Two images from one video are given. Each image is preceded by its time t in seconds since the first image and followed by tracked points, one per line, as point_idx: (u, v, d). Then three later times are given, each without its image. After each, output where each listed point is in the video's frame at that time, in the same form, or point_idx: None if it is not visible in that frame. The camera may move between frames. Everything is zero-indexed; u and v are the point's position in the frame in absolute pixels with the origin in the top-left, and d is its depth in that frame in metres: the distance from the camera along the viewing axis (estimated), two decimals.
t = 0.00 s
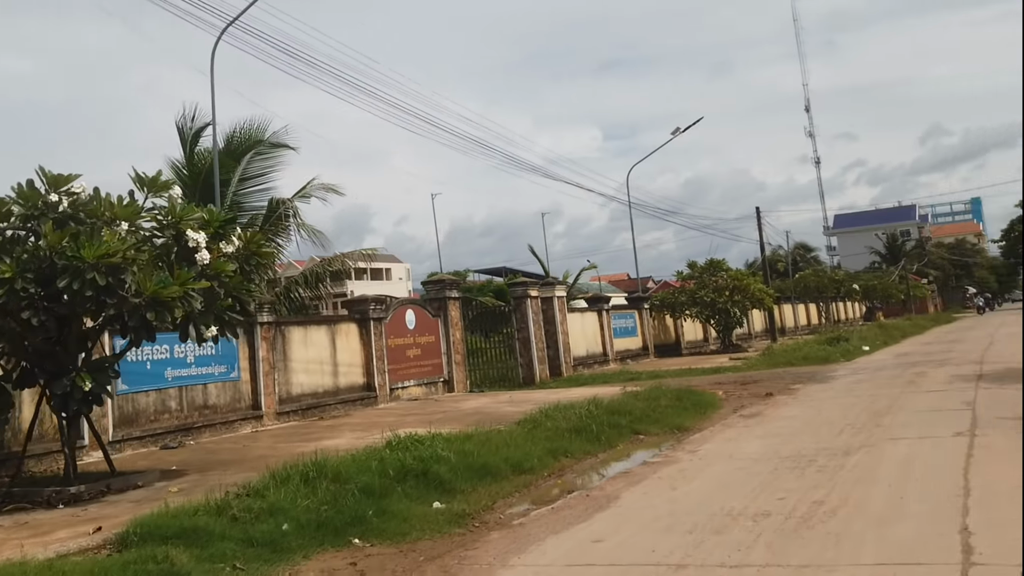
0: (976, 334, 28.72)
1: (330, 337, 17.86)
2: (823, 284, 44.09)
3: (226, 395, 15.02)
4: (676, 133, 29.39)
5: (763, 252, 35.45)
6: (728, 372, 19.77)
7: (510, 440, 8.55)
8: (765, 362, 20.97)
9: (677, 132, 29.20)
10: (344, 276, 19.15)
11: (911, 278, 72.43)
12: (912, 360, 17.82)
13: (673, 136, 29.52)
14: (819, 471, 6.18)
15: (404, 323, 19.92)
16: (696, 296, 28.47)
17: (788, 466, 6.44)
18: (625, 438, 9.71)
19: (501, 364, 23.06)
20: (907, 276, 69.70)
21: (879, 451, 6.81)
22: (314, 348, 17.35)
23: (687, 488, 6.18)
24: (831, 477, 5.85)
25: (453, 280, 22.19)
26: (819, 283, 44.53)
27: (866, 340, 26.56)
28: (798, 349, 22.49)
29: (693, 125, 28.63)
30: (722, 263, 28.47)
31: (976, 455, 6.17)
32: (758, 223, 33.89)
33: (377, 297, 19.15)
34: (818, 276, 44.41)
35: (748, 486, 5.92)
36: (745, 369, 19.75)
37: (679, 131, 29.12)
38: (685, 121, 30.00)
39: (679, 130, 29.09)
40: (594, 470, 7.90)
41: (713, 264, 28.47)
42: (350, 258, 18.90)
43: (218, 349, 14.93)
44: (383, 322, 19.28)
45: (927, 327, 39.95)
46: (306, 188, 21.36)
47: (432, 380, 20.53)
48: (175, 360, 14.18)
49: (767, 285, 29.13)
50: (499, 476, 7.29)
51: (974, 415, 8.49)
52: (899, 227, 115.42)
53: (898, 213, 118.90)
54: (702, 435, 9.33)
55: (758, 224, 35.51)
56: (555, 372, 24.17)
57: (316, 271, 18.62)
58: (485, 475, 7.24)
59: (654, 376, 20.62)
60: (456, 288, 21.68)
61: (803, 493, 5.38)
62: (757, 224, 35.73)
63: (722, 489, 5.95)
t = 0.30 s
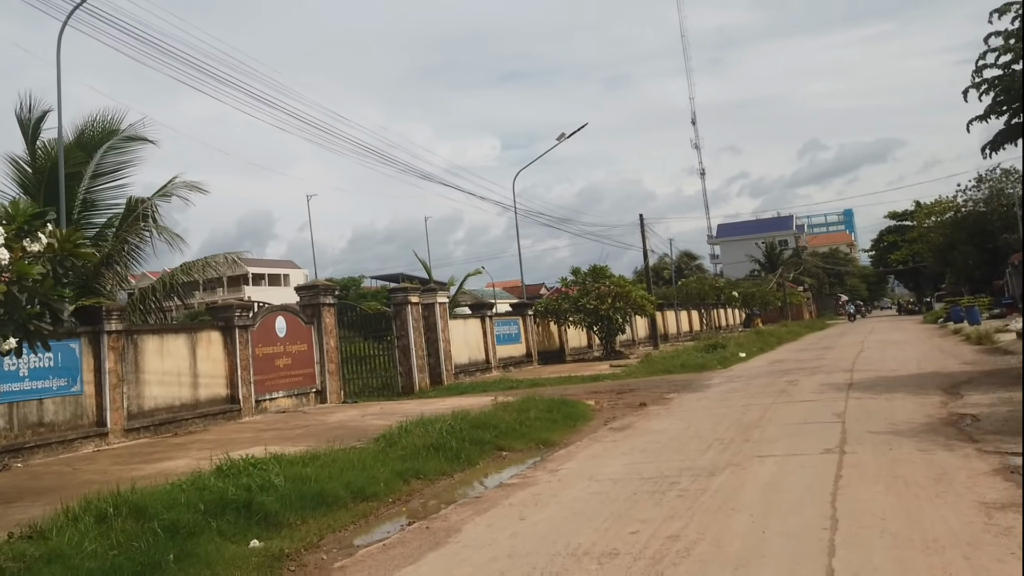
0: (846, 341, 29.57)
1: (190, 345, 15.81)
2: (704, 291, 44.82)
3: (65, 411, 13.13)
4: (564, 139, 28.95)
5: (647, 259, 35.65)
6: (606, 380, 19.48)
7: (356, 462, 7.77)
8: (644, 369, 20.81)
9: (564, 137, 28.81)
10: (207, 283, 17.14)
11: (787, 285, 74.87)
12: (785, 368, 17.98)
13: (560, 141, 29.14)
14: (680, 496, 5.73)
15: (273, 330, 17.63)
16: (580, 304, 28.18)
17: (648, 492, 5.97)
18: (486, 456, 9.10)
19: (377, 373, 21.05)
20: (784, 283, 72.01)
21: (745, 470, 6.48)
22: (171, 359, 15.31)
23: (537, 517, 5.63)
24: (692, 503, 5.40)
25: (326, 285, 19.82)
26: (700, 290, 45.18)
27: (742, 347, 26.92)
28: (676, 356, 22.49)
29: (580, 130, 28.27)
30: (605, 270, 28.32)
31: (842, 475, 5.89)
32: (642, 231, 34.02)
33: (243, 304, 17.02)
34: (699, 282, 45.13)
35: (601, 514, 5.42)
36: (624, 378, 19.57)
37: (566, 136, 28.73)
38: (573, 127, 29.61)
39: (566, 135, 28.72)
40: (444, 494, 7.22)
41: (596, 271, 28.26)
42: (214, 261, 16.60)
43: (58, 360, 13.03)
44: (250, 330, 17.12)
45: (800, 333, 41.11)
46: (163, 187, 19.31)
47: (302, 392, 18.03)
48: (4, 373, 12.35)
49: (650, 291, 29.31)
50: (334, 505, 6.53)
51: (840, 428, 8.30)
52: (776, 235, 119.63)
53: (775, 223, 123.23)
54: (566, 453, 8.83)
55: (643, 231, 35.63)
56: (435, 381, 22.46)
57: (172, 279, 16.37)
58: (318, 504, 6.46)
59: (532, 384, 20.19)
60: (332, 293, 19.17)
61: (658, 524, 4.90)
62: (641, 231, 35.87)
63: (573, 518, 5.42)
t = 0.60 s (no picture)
0: (764, 347, 29.50)
1: (64, 354, 13.37)
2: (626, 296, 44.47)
3: None
4: (485, 139, 28.05)
5: (568, 262, 35.09)
6: (522, 387, 18.74)
7: (212, 491, 6.72)
8: (560, 377, 20.15)
9: (484, 137, 27.93)
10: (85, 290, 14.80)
11: (708, 290, 75.54)
12: (702, 376, 17.51)
13: (480, 141, 28.24)
14: (570, 534, 5.02)
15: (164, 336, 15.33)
16: (500, 309, 27.34)
17: (535, 530, 5.24)
18: (372, 477, 8.19)
19: (277, 381, 19.19)
20: (705, 288, 72.59)
21: (649, 500, 5.80)
22: (40, 368, 12.87)
23: (404, 561, 4.84)
24: (582, 545, 4.68)
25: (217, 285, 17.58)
26: (622, 295, 44.87)
27: (660, 352, 26.56)
28: (594, 363, 21.91)
29: (501, 130, 27.42)
30: (524, 274, 27.56)
31: (756, 509, 5.24)
32: (564, 235, 33.48)
33: (129, 307, 14.69)
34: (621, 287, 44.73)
35: (476, 558, 4.66)
36: (539, 385, 18.87)
37: (486, 137, 27.85)
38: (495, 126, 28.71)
39: (487, 135, 27.85)
40: (310, 528, 6.27)
41: (514, 274, 27.47)
42: (96, 260, 14.40)
43: None
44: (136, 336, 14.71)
45: (719, 339, 41.12)
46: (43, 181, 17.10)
47: (196, 402, 15.76)
48: None
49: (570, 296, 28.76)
50: (176, 548, 5.53)
51: (753, 445, 7.72)
52: (698, 241, 121.11)
53: (698, 229, 124.80)
54: (460, 475, 8.03)
55: (565, 235, 34.98)
56: (345, 390, 20.73)
57: (47, 283, 14.00)
58: (153, 548, 5.43)
59: (443, 392, 19.32)
60: (231, 296, 16.98)
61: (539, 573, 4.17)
62: (562, 234, 35.32)
63: (443, 562, 4.66)
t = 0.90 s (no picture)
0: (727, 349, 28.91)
1: None
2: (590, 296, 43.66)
3: None
4: (441, 135, 26.99)
5: (529, 262, 34.20)
6: (475, 392, 17.86)
7: (88, 525, 5.73)
8: (516, 381, 19.31)
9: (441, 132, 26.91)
10: None
11: (672, 290, 75.22)
12: (662, 381, 16.76)
13: (437, 136, 27.21)
14: None
15: (87, 339, 13.83)
16: (457, 310, 26.37)
17: None
18: (289, 502, 7.24)
19: (221, 386, 18.15)
20: (669, 288, 72.21)
21: (591, 538, 4.95)
22: None
23: None
24: None
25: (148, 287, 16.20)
26: (585, 296, 44.13)
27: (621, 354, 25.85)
28: (552, 366, 21.11)
29: (459, 125, 26.44)
30: (482, 274, 26.63)
31: (716, 551, 4.42)
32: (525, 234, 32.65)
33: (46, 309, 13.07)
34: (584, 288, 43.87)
35: None
36: (494, 390, 18.01)
37: (443, 132, 26.82)
38: (452, 121, 27.70)
39: (444, 131, 26.82)
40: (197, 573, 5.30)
41: (473, 274, 26.57)
42: (3, 260, 13.04)
43: None
44: (55, 340, 13.16)
45: (683, 340, 40.54)
46: None
47: (122, 412, 14.28)
48: None
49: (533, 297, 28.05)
50: None
51: (714, 466, 6.92)
52: (663, 242, 121.08)
53: (662, 229, 124.80)
54: (386, 498, 7.16)
55: (526, 234, 34.02)
56: (291, 396, 19.47)
57: None
58: None
59: (392, 397, 18.39)
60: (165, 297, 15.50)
61: None
62: (523, 234, 34.47)
63: None
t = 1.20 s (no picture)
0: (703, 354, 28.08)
1: None
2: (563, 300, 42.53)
3: None
4: (408, 131, 25.88)
5: (500, 265, 33.13)
6: (437, 401, 16.81)
7: None
8: (481, 389, 18.27)
9: (408, 128, 25.82)
10: None
11: (648, 294, 74.55)
12: (635, 389, 15.80)
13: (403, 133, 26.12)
14: None
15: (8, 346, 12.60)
16: (423, 314, 25.26)
17: None
18: (188, 542, 6.17)
19: (167, 395, 16.97)
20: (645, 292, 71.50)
21: None
22: None
23: None
24: None
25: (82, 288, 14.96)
26: (559, 299, 43.15)
27: (593, 361, 24.91)
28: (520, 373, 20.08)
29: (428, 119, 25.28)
30: (450, 276, 25.56)
31: None
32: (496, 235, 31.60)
33: None
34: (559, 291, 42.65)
35: None
36: (457, 399, 16.98)
37: (410, 127, 25.70)
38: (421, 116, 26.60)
39: (410, 126, 25.73)
40: None
41: (440, 276, 25.49)
42: None
43: None
44: None
45: (658, 345, 39.68)
46: None
47: (46, 426, 13.09)
48: None
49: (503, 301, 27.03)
50: None
51: (686, 499, 5.94)
52: (639, 245, 120.62)
53: (638, 232, 124.31)
54: (303, 537, 6.12)
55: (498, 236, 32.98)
56: (242, 405, 18.30)
57: None
58: None
59: (348, 406, 17.27)
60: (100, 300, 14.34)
61: None
62: (495, 235, 33.45)
63: None
